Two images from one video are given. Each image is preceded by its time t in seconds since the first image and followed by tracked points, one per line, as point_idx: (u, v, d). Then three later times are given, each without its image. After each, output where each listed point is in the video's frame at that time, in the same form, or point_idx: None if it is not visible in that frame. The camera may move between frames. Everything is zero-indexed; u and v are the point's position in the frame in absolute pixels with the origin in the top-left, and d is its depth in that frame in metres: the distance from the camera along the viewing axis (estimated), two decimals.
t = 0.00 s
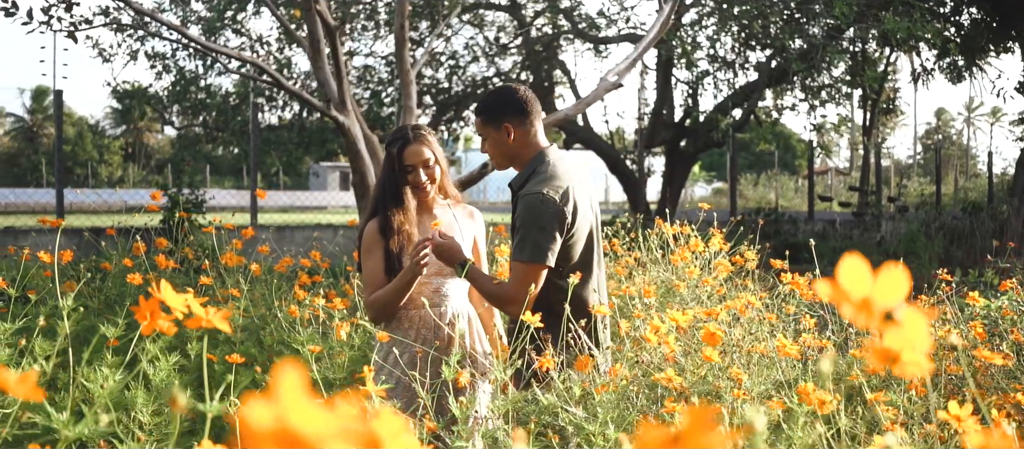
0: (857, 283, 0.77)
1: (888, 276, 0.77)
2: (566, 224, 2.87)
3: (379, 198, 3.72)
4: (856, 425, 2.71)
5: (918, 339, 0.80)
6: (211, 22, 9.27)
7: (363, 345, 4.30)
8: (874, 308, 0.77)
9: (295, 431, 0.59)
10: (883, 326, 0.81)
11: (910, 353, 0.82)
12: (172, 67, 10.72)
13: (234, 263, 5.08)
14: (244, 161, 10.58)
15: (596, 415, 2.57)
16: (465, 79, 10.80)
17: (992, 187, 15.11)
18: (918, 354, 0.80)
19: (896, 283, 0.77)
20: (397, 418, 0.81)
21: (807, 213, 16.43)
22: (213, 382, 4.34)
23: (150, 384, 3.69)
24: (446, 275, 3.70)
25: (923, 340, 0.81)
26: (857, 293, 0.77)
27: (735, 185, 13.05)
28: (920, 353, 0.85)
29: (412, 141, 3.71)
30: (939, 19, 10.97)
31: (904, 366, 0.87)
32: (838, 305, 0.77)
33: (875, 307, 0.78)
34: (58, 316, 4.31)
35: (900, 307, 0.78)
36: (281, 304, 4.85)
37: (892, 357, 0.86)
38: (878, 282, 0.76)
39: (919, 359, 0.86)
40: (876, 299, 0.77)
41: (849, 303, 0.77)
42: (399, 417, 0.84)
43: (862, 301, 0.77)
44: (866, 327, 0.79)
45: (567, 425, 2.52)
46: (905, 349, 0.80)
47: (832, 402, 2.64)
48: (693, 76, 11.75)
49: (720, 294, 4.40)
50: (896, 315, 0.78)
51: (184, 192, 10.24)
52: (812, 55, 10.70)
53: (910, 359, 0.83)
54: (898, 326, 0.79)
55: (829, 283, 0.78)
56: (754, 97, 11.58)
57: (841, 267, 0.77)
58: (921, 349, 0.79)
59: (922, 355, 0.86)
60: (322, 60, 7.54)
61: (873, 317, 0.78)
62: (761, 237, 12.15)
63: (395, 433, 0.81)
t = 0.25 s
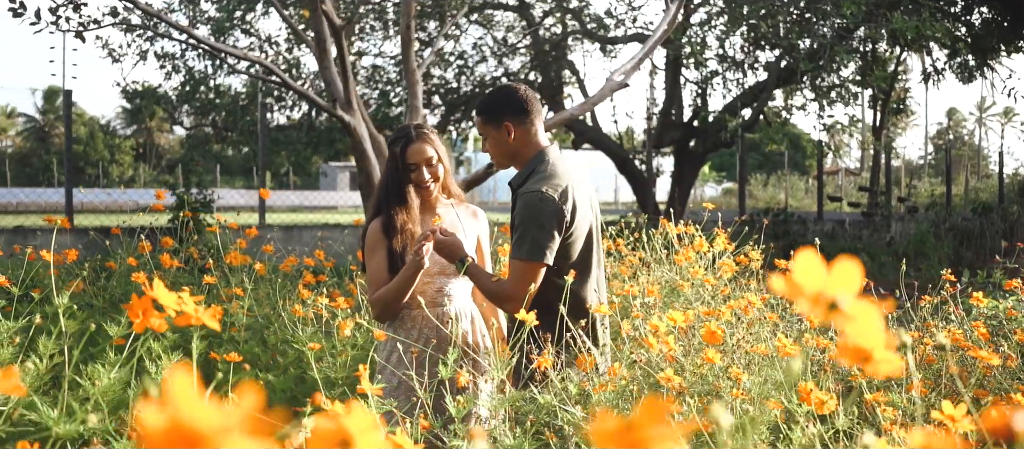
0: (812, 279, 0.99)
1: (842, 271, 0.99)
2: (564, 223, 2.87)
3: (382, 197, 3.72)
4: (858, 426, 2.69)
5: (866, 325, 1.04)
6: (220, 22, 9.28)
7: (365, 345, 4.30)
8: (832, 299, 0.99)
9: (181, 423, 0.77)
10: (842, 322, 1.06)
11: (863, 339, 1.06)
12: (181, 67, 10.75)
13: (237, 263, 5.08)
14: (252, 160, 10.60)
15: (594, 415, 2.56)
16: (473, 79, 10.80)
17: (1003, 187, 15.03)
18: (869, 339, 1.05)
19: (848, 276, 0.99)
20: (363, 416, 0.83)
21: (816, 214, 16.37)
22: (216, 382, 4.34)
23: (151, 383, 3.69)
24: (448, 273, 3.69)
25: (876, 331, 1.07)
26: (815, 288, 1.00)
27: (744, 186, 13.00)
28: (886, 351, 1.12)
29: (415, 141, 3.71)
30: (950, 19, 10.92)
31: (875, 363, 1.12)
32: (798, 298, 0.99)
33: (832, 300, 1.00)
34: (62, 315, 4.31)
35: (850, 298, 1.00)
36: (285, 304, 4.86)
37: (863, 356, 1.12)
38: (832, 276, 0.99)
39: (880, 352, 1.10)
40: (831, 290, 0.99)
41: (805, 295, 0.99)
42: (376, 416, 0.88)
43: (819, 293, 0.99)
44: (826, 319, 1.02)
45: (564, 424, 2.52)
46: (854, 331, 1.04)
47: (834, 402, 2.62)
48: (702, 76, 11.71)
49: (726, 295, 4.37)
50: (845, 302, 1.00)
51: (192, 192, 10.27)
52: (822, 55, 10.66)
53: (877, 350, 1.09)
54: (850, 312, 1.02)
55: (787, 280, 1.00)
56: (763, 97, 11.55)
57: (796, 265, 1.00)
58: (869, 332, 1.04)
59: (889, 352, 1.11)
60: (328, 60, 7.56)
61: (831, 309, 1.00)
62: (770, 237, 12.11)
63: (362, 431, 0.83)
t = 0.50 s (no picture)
0: (767, 271, 0.86)
1: (797, 265, 0.88)
2: (564, 221, 2.87)
3: (385, 196, 3.72)
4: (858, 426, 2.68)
5: (826, 318, 0.93)
6: (230, 22, 9.31)
7: (368, 344, 4.30)
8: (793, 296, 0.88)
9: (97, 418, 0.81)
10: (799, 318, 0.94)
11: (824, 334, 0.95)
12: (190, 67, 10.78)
13: (243, 262, 5.09)
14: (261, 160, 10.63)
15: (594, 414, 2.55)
16: (482, 79, 10.78)
17: (1015, 188, 14.95)
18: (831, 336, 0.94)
19: (804, 269, 0.88)
20: (339, 415, 0.84)
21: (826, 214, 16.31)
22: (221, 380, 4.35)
23: (156, 381, 3.69)
24: (452, 272, 3.68)
25: (844, 325, 0.97)
26: (769, 284, 0.87)
27: (753, 186, 12.96)
28: (860, 347, 1.01)
29: (417, 140, 3.71)
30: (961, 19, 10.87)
31: (851, 364, 1.02)
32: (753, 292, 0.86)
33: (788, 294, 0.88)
34: (69, 313, 4.32)
35: (806, 291, 0.89)
36: (291, 302, 4.86)
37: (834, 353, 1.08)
38: (790, 268, 0.87)
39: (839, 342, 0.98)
40: (789, 284, 0.88)
41: (764, 288, 0.86)
42: (354, 417, 0.88)
43: (773, 289, 0.87)
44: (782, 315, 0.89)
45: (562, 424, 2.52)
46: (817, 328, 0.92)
47: (834, 403, 2.62)
48: (712, 76, 11.68)
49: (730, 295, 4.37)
50: (801, 295, 0.89)
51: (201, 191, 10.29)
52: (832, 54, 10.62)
53: (845, 344, 0.98)
54: (809, 304, 0.91)
55: (743, 273, 0.86)
56: (773, 98, 11.51)
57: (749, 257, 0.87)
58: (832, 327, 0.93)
59: (862, 350, 1.01)
60: (335, 60, 7.57)
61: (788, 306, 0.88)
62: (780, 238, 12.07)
63: (339, 431, 0.83)
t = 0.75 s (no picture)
0: (742, 266, 1.02)
1: (767, 266, 1.04)
2: (566, 220, 2.87)
3: (390, 195, 3.72)
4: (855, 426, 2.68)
5: (800, 314, 1.07)
6: (240, 23, 9.33)
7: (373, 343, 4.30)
8: (764, 292, 1.03)
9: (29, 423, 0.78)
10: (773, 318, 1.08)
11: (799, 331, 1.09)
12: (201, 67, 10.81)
13: (249, 261, 5.10)
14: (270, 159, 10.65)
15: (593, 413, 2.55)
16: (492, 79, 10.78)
17: None
18: (801, 331, 1.07)
19: (776, 267, 1.05)
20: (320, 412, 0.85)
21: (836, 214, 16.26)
22: (227, 379, 4.36)
23: (160, 380, 3.69)
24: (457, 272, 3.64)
25: (816, 325, 1.13)
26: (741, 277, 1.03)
27: (763, 186, 12.91)
28: (839, 348, 1.16)
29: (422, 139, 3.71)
30: (972, 18, 10.82)
31: (831, 363, 1.17)
32: (728, 282, 1.01)
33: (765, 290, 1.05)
34: (76, 312, 4.34)
35: (778, 289, 1.05)
36: (297, 302, 4.87)
37: (820, 355, 1.16)
38: (762, 265, 1.04)
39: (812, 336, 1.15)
40: (762, 283, 1.03)
41: (731, 285, 1.01)
42: (331, 418, 0.90)
43: (746, 283, 1.03)
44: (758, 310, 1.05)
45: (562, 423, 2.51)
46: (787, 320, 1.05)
47: (834, 403, 2.61)
48: (722, 76, 11.65)
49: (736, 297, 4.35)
50: (776, 294, 1.04)
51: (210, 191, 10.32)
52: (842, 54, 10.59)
53: (822, 342, 1.14)
54: (782, 302, 1.06)
55: (716, 273, 1.02)
56: (784, 97, 11.48)
57: (726, 256, 1.03)
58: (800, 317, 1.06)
59: (841, 349, 1.16)
60: (343, 60, 7.59)
61: (764, 300, 1.03)
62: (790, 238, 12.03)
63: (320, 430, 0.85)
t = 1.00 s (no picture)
0: (722, 266, 0.87)
1: (749, 267, 0.89)
2: (571, 219, 2.86)
3: (396, 195, 3.72)
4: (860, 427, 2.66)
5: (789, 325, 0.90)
6: (252, 23, 9.37)
7: (380, 343, 4.31)
8: (745, 297, 0.87)
9: None
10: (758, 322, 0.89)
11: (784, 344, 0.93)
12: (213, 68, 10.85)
13: (258, 261, 5.11)
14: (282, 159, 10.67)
15: (597, 413, 2.54)
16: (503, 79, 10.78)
17: None
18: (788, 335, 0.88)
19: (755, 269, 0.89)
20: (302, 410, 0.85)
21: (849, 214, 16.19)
22: (235, 378, 4.36)
23: (169, 379, 3.70)
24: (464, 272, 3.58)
25: (802, 322, 1.09)
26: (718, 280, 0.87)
27: (775, 186, 12.86)
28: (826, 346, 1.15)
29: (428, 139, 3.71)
30: (986, 17, 10.76)
31: (819, 359, 1.16)
32: (709, 280, 0.86)
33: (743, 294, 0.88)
34: (87, 311, 4.35)
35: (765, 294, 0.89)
36: (306, 301, 4.88)
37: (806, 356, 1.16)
38: (741, 266, 0.88)
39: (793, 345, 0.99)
40: (744, 287, 0.87)
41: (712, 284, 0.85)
42: (316, 413, 0.90)
43: (727, 285, 0.87)
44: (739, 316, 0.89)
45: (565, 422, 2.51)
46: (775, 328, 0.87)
47: (839, 403, 2.60)
48: (734, 75, 11.61)
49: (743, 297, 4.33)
50: (763, 299, 0.88)
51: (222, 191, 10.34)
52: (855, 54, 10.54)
53: (807, 340, 1.11)
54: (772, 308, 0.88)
55: (698, 270, 0.87)
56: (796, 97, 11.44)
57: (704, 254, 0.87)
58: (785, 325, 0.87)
59: (826, 346, 1.15)
60: (353, 60, 7.60)
61: (748, 303, 0.87)
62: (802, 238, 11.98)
63: (303, 427, 0.84)
